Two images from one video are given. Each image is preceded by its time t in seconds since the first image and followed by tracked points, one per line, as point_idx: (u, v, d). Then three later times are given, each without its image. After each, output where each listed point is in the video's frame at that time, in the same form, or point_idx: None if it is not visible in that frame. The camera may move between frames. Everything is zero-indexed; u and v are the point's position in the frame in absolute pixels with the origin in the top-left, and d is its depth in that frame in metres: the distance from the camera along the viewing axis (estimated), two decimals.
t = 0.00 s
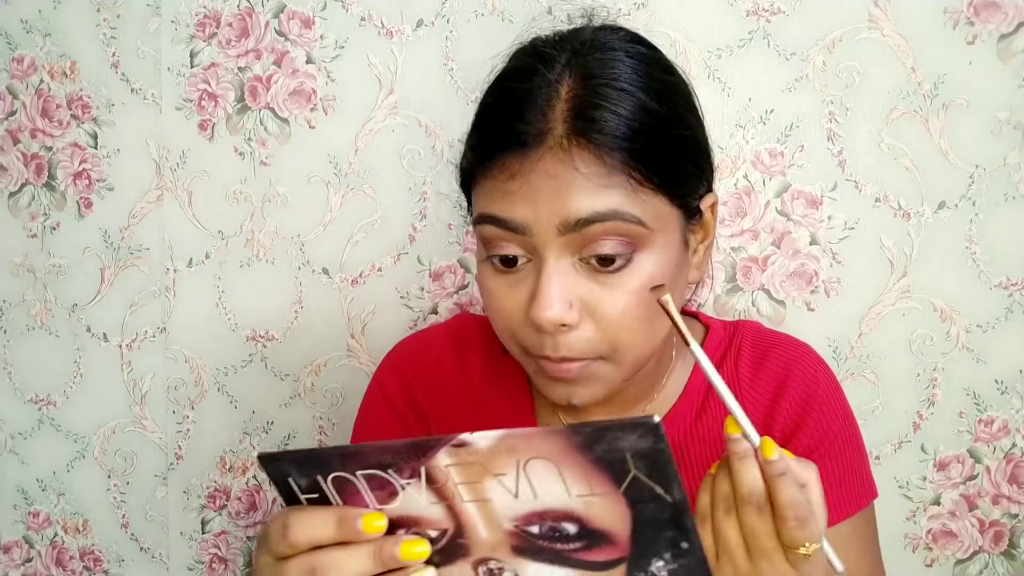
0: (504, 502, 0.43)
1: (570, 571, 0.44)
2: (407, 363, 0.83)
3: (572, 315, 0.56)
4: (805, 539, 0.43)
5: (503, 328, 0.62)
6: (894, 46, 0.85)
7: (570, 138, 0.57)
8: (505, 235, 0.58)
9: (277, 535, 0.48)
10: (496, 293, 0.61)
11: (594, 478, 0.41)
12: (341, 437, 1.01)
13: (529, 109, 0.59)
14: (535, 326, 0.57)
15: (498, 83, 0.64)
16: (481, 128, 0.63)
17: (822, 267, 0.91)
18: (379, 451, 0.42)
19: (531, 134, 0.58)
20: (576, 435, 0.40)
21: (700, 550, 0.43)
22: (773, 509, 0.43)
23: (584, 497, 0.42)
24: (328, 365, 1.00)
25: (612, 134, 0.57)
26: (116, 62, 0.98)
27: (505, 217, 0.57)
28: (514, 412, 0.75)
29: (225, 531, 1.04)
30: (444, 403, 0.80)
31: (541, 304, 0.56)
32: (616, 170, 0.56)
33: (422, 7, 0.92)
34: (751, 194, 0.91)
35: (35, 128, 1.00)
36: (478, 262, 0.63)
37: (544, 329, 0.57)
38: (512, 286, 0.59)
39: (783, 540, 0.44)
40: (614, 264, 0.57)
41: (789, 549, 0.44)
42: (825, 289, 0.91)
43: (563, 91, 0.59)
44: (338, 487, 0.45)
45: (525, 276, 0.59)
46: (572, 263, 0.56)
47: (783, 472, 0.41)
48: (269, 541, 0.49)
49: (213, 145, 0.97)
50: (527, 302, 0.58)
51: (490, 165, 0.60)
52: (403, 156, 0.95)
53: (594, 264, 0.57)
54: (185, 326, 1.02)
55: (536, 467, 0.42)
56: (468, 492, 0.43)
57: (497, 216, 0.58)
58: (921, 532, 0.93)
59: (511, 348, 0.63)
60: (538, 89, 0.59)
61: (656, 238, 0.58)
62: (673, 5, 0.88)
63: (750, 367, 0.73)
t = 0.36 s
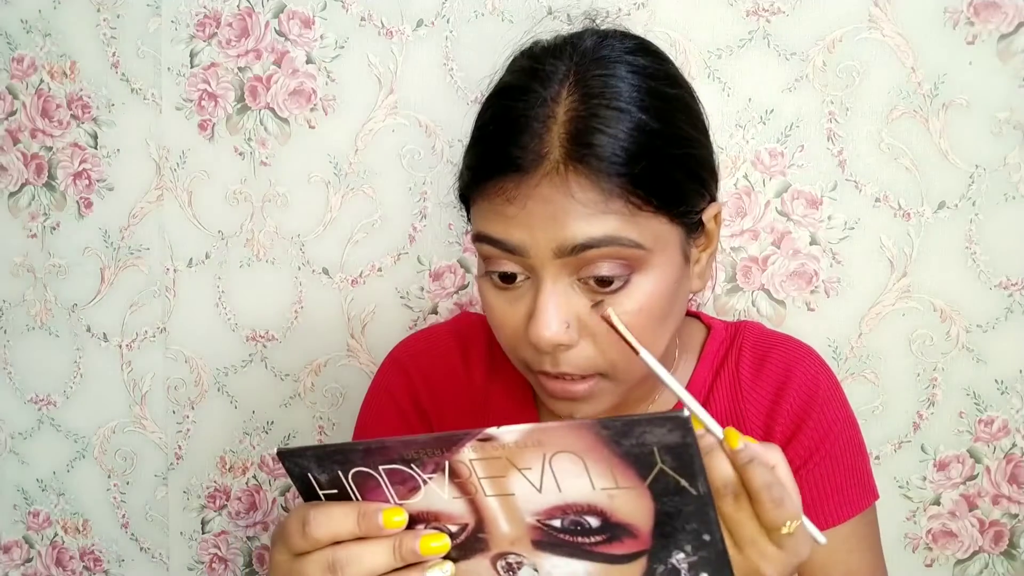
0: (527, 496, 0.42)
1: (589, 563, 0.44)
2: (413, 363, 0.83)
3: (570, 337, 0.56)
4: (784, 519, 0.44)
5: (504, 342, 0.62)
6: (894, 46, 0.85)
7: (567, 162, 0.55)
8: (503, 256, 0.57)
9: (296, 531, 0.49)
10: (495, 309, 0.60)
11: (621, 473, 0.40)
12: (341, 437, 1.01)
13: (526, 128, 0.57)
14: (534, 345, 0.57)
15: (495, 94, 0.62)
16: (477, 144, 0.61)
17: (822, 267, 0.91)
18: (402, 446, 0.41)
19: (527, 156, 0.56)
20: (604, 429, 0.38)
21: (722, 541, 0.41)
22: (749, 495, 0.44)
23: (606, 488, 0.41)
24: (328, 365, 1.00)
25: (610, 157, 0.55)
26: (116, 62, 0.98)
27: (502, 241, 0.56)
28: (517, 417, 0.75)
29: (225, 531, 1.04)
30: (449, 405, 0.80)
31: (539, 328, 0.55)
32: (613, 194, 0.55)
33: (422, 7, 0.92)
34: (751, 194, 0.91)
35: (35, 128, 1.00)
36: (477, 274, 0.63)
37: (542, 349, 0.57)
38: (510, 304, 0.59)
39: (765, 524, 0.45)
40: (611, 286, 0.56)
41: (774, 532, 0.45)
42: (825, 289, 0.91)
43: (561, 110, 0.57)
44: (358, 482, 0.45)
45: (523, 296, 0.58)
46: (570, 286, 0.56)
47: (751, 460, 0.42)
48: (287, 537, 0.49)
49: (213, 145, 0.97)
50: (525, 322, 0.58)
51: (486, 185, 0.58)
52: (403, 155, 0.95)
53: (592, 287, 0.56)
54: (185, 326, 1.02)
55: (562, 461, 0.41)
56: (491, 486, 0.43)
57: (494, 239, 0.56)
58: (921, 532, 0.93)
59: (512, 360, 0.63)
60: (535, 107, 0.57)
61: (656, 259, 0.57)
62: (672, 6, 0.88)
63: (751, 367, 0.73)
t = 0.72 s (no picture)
0: (523, 489, 0.42)
1: (586, 558, 0.44)
2: (411, 361, 0.83)
3: (569, 344, 0.56)
4: (775, 509, 0.45)
5: (503, 347, 0.62)
6: (894, 46, 0.85)
7: (565, 169, 0.55)
8: (501, 264, 0.57)
9: (295, 522, 0.49)
10: (494, 316, 0.60)
11: (615, 465, 0.40)
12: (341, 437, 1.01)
13: (523, 135, 0.57)
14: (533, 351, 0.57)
15: (491, 99, 0.61)
16: (474, 150, 0.61)
17: (822, 267, 0.91)
18: (400, 437, 0.41)
19: (524, 163, 0.56)
20: (599, 421, 0.39)
21: (716, 537, 0.41)
22: (741, 488, 0.45)
23: (601, 482, 0.41)
24: (328, 365, 1.00)
25: (607, 164, 0.55)
26: (116, 62, 0.98)
27: (500, 248, 0.56)
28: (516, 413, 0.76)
29: (225, 531, 1.04)
30: (450, 404, 0.81)
31: (538, 335, 0.55)
32: (611, 201, 0.55)
33: (422, 7, 0.92)
34: (751, 194, 0.91)
35: (35, 128, 1.00)
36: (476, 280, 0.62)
37: (542, 355, 0.57)
38: (509, 310, 0.59)
39: (755, 516, 0.45)
40: (610, 293, 0.56)
41: (766, 524, 0.46)
42: (825, 289, 0.91)
43: (558, 117, 0.57)
44: (356, 474, 0.45)
45: (522, 303, 0.58)
46: (567, 292, 0.55)
47: (742, 450, 0.43)
48: (286, 528, 0.50)
49: (213, 145, 0.97)
50: (524, 328, 0.58)
51: (483, 192, 0.58)
52: (403, 155, 0.95)
53: (590, 295, 0.56)
54: (185, 326, 1.02)
55: (557, 454, 0.41)
56: (488, 479, 0.43)
57: (492, 247, 0.56)
58: (921, 532, 0.93)
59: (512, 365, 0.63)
60: (532, 114, 0.57)
61: (653, 264, 0.56)
62: (672, 6, 0.88)
63: (750, 368, 0.73)
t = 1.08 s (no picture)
0: (531, 489, 0.42)
1: (591, 558, 0.44)
2: (414, 361, 0.83)
3: (559, 338, 0.56)
4: (780, 506, 0.45)
5: (495, 338, 0.62)
6: (894, 46, 0.85)
7: (560, 162, 0.55)
8: (494, 253, 0.57)
9: (302, 520, 0.49)
10: (486, 306, 0.60)
11: (625, 467, 0.40)
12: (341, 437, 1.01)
13: (522, 126, 0.57)
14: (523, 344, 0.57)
15: (494, 90, 0.62)
16: (473, 140, 0.61)
17: (822, 267, 0.91)
18: (409, 437, 0.41)
19: (521, 154, 0.56)
20: (610, 422, 0.39)
21: (724, 538, 0.41)
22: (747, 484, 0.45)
23: (610, 483, 0.41)
24: (328, 365, 1.00)
25: (603, 159, 0.55)
26: (116, 62, 0.98)
27: (493, 237, 0.56)
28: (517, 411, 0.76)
29: (225, 531, 1.04)
30: (450, 403, 0.80)
31: (528, 328, 0.55)
32: (605, 196, 0.55)
33: (422, 7, 0.92)
34: (752, 194, 0.91)
35: (35, 128, 1.00)
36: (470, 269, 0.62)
37: (532, 348, 0.57)
38: (501, 301, 0.59)
39: (761, 513, 0.45)
40: (601, 288, 0.56)
41: (771, 522, 0.46)
42: (825, 289, 0.91)
43: (557, 109, 0.57)
44: (364, 473, 0.45)
45: (514, 294, 0.58)
46: (559, 286, 0.55)
47: (749, 446, 0.43)
48: (293, 526, 0.50)
49: (213, 145, 0.97)
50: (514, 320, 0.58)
51: (480, 181, 0.58)
52: (402, 155, 0.95)
53: (581, 289, 0.56)
54: (185, 326, 1.02)
55: (567, 454, 0.41)
56: (496, 479, 0.43)
57: (486, 235, 0.56)
58: (921, 532, 0.93)
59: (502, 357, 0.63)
60: (532, 105, 0.58)
61: (646, 262, 0.56)
62: (672, 6, 0.88)
63: (750, 368, 0.73)
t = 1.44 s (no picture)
0: (527, 479, 0.42)
1: (587, 549, 0.44)
2: (413, 357, 0.83)
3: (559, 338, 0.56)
4: (767, 506, 0.45)
5: (496, 336, 0.62)
6: (894, 46, 0.85)
7: (566, 162, 0.55)
8: (498, 251, 0.57)
9: (300, 513, 0.49)
10: (488, 303, 0.60)
11: (619, 455, 0.40)
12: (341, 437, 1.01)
13: (529, 126, 0.57)
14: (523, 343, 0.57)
15: (502, 88, 0.62)
16: (480, 137, 0.61)
17: (822, 267, 0.91)
18: (406, 427, 0.42)
19: (527, 154, 0.56)
20: (604, 410, 0.39)
21: (719, 526, 0.41)
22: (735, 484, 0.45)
23: (605, 472, 0.41)
24: (328, 365, 1.00)
25: (609, 161, 0.55)
26: (116, 62, 0.98)
27: (497, 235, 0.56)
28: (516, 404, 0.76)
29: (225, 531, 1.04)
30: (450, 397, 0.81)
31: (529, 327, 0.55)
32: (609, 198, 0.55)
33: (422, 7, 0.92)
34: (752, 194, 0.91)
35: (35, 128, 1.00)
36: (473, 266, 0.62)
37: (532, 348, 0.57)
38: (503, 299, 0.59)
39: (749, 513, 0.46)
40: (603, 289, 0.56)
41: (759, 522, 0.46)
42: (825, 289, 0.91)
43: (565, 110, 0.57)
44: (361, 465, 0.45)
45: (516, 292, 0.58)
46: (561, 286, 0.55)
47: (737, 447, 0.43)
48: (291, 520, 0.50)
49: (213, 145, 0.97)
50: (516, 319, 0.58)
51: (485, 179, 0.58)
52: (403, 155, 0.95)
53: (583, 290, 0.56)
54: (185, 326, 1.02)
55: (562, 443, 0.41)
56: (492, 469, 0.43)
57: (490, 234, 0.56)
58: (921, 532, 0.93)
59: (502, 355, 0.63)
60: (539, 105, 0.57)
61: (648, 265, 0.56)
62: (671, 7, 0.88)
63: (747, 367, 0.73)
